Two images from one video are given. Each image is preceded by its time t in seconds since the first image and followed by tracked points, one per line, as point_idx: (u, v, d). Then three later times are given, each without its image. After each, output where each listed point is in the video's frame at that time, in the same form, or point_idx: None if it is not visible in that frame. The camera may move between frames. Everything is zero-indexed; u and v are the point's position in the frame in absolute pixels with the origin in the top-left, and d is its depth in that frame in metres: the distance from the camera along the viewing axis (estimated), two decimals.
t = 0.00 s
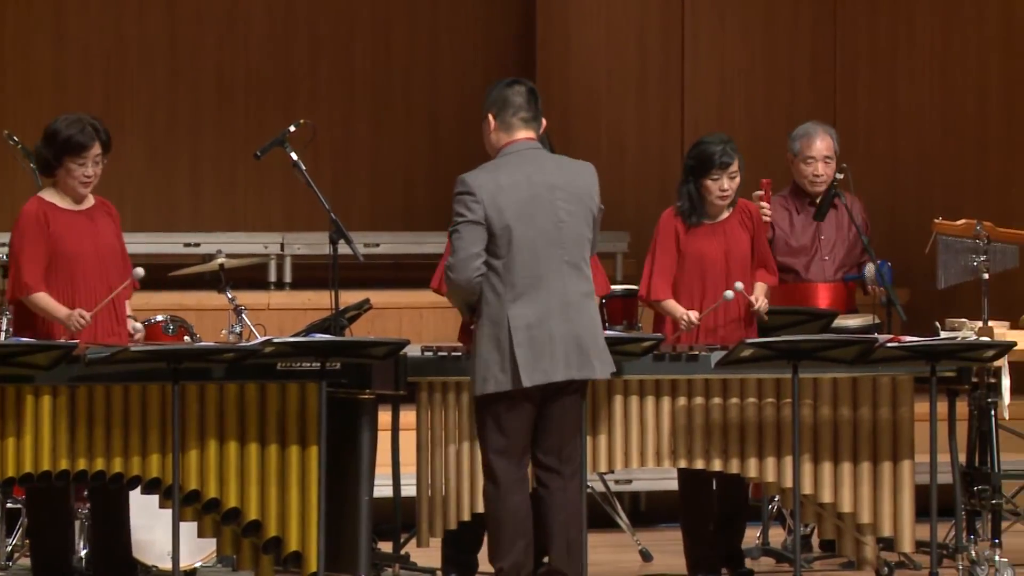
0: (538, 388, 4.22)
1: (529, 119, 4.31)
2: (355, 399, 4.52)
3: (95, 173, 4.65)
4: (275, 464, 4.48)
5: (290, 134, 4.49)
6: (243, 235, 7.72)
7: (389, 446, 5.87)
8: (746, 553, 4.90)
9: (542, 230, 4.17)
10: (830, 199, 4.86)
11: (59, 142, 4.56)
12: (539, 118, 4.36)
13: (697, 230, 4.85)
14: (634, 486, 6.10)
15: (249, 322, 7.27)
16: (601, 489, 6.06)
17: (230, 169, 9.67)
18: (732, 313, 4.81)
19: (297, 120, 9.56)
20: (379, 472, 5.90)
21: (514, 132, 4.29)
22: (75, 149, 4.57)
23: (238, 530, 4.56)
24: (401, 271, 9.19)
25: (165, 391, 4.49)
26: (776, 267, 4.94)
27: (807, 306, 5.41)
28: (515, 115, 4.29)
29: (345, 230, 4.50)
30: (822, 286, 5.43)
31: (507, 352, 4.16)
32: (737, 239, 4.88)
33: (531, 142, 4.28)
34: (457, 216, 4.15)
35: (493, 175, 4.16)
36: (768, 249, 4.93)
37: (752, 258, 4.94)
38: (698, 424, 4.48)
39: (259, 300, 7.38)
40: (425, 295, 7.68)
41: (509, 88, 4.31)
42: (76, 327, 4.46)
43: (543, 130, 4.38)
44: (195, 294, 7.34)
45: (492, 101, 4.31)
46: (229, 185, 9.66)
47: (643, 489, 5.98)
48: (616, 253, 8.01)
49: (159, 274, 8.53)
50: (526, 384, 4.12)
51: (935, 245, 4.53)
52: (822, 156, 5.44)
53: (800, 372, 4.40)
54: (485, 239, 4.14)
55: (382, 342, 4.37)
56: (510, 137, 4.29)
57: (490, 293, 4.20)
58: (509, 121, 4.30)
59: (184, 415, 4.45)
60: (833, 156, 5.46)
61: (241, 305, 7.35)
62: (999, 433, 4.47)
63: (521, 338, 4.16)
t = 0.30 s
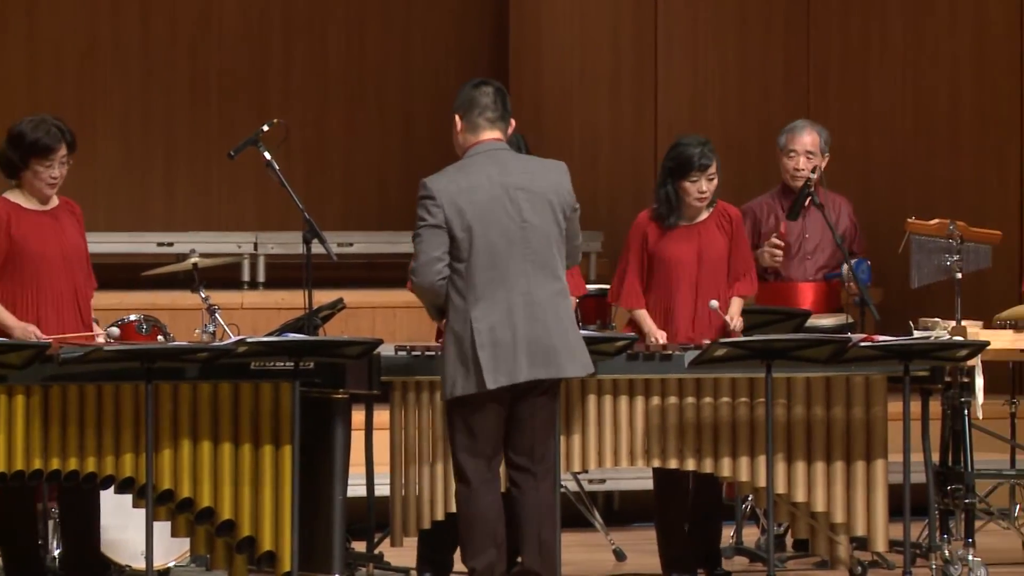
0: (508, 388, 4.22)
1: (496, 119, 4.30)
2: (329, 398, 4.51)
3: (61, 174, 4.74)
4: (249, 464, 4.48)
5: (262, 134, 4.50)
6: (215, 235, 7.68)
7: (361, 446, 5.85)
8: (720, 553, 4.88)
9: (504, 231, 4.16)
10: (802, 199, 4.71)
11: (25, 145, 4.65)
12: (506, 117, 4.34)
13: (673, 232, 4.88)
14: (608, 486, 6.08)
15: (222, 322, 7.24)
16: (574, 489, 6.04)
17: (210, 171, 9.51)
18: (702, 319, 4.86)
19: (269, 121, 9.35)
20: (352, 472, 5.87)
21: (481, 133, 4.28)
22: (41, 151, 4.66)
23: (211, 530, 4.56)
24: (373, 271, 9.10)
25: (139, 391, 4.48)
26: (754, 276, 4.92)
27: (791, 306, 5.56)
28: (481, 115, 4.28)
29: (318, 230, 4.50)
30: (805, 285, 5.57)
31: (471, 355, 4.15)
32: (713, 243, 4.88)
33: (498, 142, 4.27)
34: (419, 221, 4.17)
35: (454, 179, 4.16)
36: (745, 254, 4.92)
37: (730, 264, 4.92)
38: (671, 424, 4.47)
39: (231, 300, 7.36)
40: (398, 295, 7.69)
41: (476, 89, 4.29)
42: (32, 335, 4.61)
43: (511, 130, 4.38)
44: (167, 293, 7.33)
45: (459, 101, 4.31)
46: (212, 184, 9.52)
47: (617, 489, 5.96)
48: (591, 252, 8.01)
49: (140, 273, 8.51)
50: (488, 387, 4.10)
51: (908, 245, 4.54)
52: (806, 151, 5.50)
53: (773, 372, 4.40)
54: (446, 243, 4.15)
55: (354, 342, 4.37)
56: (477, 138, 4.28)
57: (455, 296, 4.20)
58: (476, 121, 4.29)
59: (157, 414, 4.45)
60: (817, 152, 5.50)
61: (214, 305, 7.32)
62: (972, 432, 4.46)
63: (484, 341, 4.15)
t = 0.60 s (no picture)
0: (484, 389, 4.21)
1: (478, 122, 4.30)
2: (308, 398, 4.49)
3: (36, 170, 4.79)
4: (228, 464, 4.47)
5: (241, 134, 4.51)
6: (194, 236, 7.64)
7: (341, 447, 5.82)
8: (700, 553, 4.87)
9: (482, 234, 4.15)
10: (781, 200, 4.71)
11: None
12: (488, 119, 4.34)
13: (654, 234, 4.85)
14: (588, 486, 6.06)
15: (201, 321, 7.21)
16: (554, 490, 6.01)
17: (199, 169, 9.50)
18: (683, 320, 4.82)
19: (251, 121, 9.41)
20: (332, 473, 5.84)
21: (462, 135, 4.28)
22: (14, 148, 4.71)
23: (190, 530, 4.55)
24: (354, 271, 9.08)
25: (118, 391, 4.47)
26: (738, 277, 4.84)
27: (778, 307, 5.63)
28: (463, 118, 4.28)
29: (297, 230, 4.50)
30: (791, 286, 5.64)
31: (443, 355, 4.14)
32: (694, 244, 4.82)
33: (479, 146, 4.27)
34: (397, 219, 4.14)
35: (434, 179, 4.14)
36: (729, 254, 4.84)
37: (713, 265, 4.85)
38: (650, 424, 4.47)
39: (211, 299, 7.33)
40: (378, 295, 7.64)
41: (458, 92, 4.29)
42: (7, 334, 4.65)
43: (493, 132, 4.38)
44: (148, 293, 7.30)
45: (441, 104, 4.31)
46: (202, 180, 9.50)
47: (597, 490, 5.93)
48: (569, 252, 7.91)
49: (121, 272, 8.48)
50: (459, 388, 4.09)
51: (887, 246, 4.57)
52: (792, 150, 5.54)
53: (752, 372, 4.40)
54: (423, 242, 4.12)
55: (334, 342, 4.36)
56: (459, 141, 4.28)
57: (429, 296, 4.18)
58: (458, 123, 4.28)
59: (136, 414, 4.44)
60: (803, 152, 5.53)
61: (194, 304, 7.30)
62: (950, 432, 4.47)
63: (457, 342, 4.13)
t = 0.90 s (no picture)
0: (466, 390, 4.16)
1: (465, 123, 4.20)
2: (286, 398, 4.50)
3: (12, 169, 4.78)
4: (206, 464, 4.46)
5: (220, 134, 4.49)
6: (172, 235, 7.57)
7: (320, 447, 5.80)
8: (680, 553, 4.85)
9: (475, 230, 4.05)
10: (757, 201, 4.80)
11: None
12: (473, 120, 4.25)
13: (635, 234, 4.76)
14: (566, 485, 6.02)
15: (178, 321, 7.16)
16: (533, 489, 5.98)
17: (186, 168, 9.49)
18: (667, 320, 4.71)
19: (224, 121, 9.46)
20: (311, 472, 5.81)
21: (453, 135, 4.17)
22: None
23: (169, 530, 4.55)
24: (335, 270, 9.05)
25: (97, 391, 4.47)
26: (720, 276, 4.73)
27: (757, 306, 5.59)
28: (452, 119, 4.18)
29: (275, 230, 4.50)
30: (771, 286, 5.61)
31: (427, 347, 4.03)
32: (675, 244, 4.72)
33: (468, 144, 4.16)
34: (391, 206, 4.03)
35: (433, 170, 4.05)
36: (711, 255, 4.73)
37: (695, 266, 4.74)
38: (628, 423, 4.47)
39: (189, 299, 7.27)
40: (357, 294, 7.58)
41: (442, 93, 4.18)
42: None
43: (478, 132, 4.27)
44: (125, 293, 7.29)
45: (426, 106, 4.18)
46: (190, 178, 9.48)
47: (576, 489, 5.90)
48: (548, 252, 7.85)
49: (100, 272, 8.43)
50: (442, 381, 3.99)
51: (865, 245, 4.53)
52: (776, 156, 5.45)
53: (730, 372, 4.39)
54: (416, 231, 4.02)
55: (312, 342, 4.36)
56: (449, 141, 4.17)
57: (415, 287, 4.07)
58: (448, 125, 4.17)
59: (115, 414, 4.44)
60: (788, 157, 5.45)
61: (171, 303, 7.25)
62: (929, 431, 4.47)
63: (442, 335, 4.03)
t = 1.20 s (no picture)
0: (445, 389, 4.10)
1: (441, 122, 4.10)
2: (260, 398, 4.49)
3: None
4: (180, 464, 4.45)
5: (194, 133, 4.49)
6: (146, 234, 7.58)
7: (295, 446, 5.78)
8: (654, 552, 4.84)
9: (456, 229, 3.97)
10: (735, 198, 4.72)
11: None
12: (449, 120, 4.15)
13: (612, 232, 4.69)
14: (539, 485, 5.97)
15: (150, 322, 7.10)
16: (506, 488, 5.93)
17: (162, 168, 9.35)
18: (640, 322, 4.66)
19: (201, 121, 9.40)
20: (286, 471, 5.79)
21: (427, 134, 4.08)
22: None
23: (142, 530, 4.53)
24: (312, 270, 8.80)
25: (70, 390, 4.44)
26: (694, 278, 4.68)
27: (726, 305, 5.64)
28: (427, 117, 4.08)
29: (249, 230, 4.49)
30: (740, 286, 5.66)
31: (413, 349, 3.94)
32: (651, 244, 4.66)
33: (443, 145, 4.07)
34: (370, 208, 3.92)
35: (410, 170, 3.95)
36: (687, 255, 4.68)
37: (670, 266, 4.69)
38: (602, 423, 4.46)
39: (163, 298, 7.23)
40: (331, 294, 7.52)
41: (419, 90, 4.08)
42: None
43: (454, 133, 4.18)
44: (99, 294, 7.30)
45: (401, 103, 4.09)
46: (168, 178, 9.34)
47: (549, 489, 5.87)
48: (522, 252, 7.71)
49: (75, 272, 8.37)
50: (430, 382, 3.91)
51: (838, 245, 4.52)
52: (739, 157, 5.49)
53: (704, 372, 4.39)
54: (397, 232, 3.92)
55: (286, 342, 4.35)
56: (424, 140, 4.07)
57: (397, 289, 3.97)
58: (423, 123, 4.08)
59: (88, 414, 4.42)
60: (751, 159, 5.49)
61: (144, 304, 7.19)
62: (903, 431, 4.46)
63: (428, 336, 3.94)
